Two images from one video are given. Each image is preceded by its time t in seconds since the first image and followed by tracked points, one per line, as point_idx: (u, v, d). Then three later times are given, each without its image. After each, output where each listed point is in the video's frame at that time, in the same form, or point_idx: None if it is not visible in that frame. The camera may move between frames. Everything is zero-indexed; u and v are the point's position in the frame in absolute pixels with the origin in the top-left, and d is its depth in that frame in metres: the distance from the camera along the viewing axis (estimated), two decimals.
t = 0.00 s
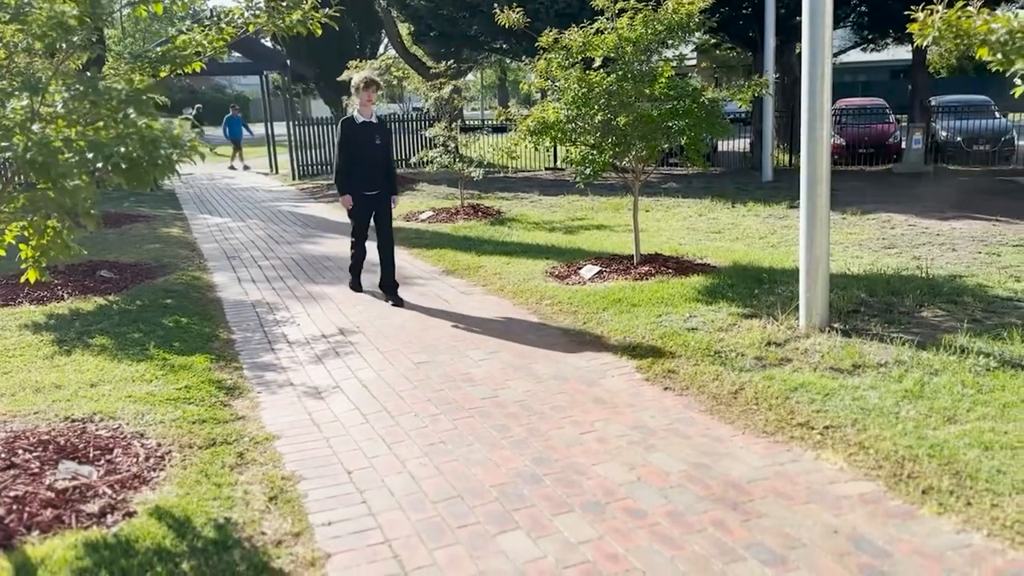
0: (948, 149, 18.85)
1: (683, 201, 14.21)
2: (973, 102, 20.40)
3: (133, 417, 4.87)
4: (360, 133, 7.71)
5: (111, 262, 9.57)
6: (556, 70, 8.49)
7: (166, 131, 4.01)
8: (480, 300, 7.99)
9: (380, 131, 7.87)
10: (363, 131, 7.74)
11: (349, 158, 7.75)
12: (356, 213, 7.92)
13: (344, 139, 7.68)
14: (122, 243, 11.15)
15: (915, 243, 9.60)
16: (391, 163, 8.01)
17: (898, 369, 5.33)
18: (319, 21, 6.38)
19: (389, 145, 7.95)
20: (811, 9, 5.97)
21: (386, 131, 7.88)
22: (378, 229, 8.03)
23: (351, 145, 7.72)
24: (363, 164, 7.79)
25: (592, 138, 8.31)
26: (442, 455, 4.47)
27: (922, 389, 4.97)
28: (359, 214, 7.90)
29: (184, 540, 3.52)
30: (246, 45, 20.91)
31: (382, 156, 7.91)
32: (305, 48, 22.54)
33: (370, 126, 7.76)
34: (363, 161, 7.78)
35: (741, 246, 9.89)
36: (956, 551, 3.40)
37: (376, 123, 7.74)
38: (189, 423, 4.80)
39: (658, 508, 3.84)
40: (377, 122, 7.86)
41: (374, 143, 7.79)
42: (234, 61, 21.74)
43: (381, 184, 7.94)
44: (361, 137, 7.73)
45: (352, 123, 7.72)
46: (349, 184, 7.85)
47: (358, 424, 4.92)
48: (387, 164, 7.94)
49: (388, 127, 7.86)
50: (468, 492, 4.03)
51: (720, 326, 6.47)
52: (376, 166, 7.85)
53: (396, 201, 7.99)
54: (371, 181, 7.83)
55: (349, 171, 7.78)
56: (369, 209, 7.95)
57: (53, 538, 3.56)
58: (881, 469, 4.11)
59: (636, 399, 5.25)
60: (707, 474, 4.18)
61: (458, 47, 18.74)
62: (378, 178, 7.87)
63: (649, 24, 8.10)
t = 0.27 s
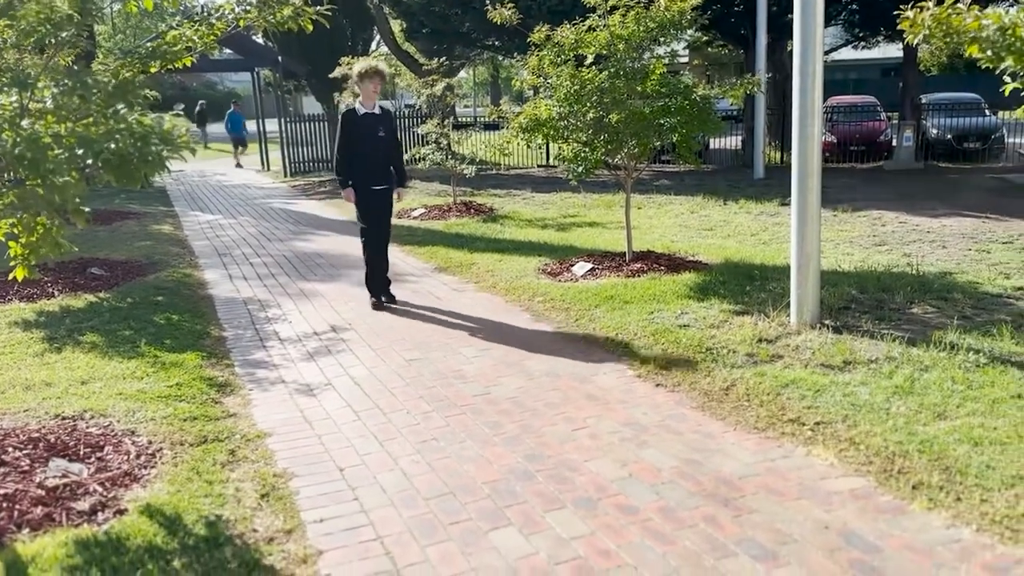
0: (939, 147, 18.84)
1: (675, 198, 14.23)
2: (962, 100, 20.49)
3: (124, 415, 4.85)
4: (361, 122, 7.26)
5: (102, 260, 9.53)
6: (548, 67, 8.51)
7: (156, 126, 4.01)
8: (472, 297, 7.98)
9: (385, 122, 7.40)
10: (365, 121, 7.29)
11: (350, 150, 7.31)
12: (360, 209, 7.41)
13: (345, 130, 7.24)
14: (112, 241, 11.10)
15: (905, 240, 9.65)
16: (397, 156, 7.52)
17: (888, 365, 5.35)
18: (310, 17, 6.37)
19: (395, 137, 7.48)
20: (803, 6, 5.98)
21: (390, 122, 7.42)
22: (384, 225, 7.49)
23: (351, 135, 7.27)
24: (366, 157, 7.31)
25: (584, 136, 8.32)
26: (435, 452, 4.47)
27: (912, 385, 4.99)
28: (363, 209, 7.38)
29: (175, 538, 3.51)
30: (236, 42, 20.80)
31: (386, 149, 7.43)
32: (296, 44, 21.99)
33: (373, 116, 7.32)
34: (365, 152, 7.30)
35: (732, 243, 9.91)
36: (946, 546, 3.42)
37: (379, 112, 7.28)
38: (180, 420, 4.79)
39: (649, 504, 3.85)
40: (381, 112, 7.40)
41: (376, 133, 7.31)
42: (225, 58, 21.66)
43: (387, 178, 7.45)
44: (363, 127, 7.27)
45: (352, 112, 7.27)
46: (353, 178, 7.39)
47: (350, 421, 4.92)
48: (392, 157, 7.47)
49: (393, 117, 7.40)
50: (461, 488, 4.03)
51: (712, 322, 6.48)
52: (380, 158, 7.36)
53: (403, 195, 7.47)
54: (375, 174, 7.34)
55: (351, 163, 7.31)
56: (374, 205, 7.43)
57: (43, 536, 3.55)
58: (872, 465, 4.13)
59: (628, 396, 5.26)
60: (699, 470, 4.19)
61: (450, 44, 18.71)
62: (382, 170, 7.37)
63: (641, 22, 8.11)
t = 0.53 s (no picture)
0: (929, 145, 18.91)
1: (667, 196, 14.26)
2: (952, 98, 20.58)
3: (114, 413, 4.84)
4: (361, 127, 6.84)
5: (92, 257, 9.49)
6: (540, 64, 8.51)
7: (146, 124, 4.00)
8: (464, 295, 7.98)
9: (386, 126, 6.99)
10: (364, 126, 6.87)
11: (350, 156, 6.89)
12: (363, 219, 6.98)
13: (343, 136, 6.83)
14: (102, 238, 11.05)
15: (895, 238, 9.69)
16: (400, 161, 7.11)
17: (878, 363, 5.37)
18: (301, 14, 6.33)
19: (397, 141, 7.06)
20: (794, 5, 6.00)
21: (391, 126, 7.01)
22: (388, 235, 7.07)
23: (351, 142, 6.86)
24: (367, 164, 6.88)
25: (576, 133, 8.32)
26: (426, 450, 4.46)
27: (902, 382, 5.01)
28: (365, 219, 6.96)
29: (165, 536, 3.50)
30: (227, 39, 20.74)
31: (388, 154, 7.00)
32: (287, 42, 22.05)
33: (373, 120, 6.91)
34: (367, 158, 6.88)
35: (723, 241, 9.94)
36: (934, 543, 3.44)
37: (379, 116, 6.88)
38: (170, 418, 4.77)
39: (640, 501, 3.86)
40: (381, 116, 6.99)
41: (377, 138, 6.90)
42: (215, 55, 21.58)
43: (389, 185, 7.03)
44: (363, 132, 6.86)
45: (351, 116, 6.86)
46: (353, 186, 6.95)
47: (341, 420, 4.91)
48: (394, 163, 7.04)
49: (394, 121, 7.00)
50: (452, 486, 4.03)
51: (703, 320, 6.50)
52: (382, 165, 6.95)
53: (407, 203, 7.06)
54: (377, 182, 6.92)
55: (352, 171, 6.90)
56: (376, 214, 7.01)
57: (32, 535, 3.53)
58: (861, 462, 4.15)
59: (619, 393, 5.26)
60: (690, 467, 4.20)
61: (442, 41, 18.68)
62: (384, 178, 6.96)
63: (633, 20, 8.12)
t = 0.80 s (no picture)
0: (919, 144, 18.98)
1: (658, 195, 14.27)
2: (942, 98, 20.66)
3: (103, 412, 4.82)
4: (361, 120, 6.65)
5: (81, 256, 9.44)
6: (532, 63, 8.50)
7: (135, 122, 4.00)
8: (455, 293, 7.97)
9: (385, 118, 6.81)
10: (364, 118, 6.68)
11: (350, 150, 6.70)
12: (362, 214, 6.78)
13: (343, 128, 6.62)
14: (91, 236, 11.00)
15: (885, 237, 9.72)
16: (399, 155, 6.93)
17: (868, 361, 5.39)
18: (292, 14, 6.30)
19: (397, 135, 6.88)
20: (785, 5, 6.01)
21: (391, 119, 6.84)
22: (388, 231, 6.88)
23: (351, 134, 6.66)
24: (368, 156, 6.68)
25: (568, 132, 8.31)
26: (417, 449, 4.46)
27: (892, 381, 5.03)
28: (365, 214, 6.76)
29: (155, 536, 3.49)
30: (218, 37, 20.70)
31: (388, 146, 6.83)
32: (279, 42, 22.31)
33: (373, 112, 6.73)
34: (367, 151, 6.69)
35: (715, 240, 9.96)
36: (924, 540, 3.45)
37: (380, 107, 6.71)
38: (160, 417, 4.76)
39: (631, 500, 3.87)
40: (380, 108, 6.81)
41: (377, 131, 6.72)
42: (206, 53, 21.50)
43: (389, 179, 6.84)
44: (363, 124, 6.66)
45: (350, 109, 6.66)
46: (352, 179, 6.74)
47: (332, 419, 4.90)
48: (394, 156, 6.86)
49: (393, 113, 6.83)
50: (443, 485, 4.03)
51: (694, 319, 6.51)
52: (382, 159, 6.76)
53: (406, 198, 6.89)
54: (377, 174, 6.73)
55: (352, 164, 6.69)
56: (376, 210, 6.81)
57: (21, 535, 3.51)
58: (852, 460, 4.16)
59: (611, 391, 5.27)
60: (681, 465, 4.21)
61: (433, 39, 18.65)
62: (384, 172, 6.77)
63: (625, 19, 8.13)
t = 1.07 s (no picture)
0: (909, 144, 19.06)
1: (650, 194, 14.29)
2: (933, 98, 20.74)
3: (93, 412, 4.79)
4: (364, 126, 6.34)
5: (71, 255, 9.39)
6: (524, 62, 8.50)
7: (126, 121, 4.01)
8: (447, 293, 7.96)
9: (390, 125, 6.47)
10: (367, 125, 6.35)
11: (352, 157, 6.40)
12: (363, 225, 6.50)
13: (344, 135, 6.33)
14: (81, 236, 10.94)
15: (876, 236, 9.75)
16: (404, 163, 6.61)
17: (858, 360, 5.41)
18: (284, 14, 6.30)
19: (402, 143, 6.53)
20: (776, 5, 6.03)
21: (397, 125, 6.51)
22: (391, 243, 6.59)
23: (352, 141, 6.35)
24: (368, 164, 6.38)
25: (559, 131, 8.32)
26: (409, 448, 4.45)
27: (882, 380, 5.05)
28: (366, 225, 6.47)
29: (145, 536, 3.48)
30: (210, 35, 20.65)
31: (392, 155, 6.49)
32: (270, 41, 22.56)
33: (377, 118, 6.41)
34: (370, 159, 6.38)
35: (706, 239, 9.97)
36: (913, 538, 3.47)
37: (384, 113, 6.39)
38: (150, 418, 4.74)
39: (623, 499, 3.87)
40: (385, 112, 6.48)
41: (381, 138, 6.40)
42: (197, 51, 21.43)
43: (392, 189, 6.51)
44: (366, 130, 6.35)
45: (353, 114, 6.35)
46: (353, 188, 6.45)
47: (323, 419, 4.88)
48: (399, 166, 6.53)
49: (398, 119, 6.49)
50: (435, 485, 4.03)
51: (686, 318, 6.52)
52: (386, 167, 6.44)
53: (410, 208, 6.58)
54: (378, 183, 6.42)
55: (353, 172, 6.39)
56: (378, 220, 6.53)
57: (9, 536, 3.49)
58: (842, 458, 4.18)
59: (602, 390, 5.28)
60: (672, 464, 4.22)
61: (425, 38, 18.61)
62: (387, 181, 6.46)
63: (616, 18, 8.14)
